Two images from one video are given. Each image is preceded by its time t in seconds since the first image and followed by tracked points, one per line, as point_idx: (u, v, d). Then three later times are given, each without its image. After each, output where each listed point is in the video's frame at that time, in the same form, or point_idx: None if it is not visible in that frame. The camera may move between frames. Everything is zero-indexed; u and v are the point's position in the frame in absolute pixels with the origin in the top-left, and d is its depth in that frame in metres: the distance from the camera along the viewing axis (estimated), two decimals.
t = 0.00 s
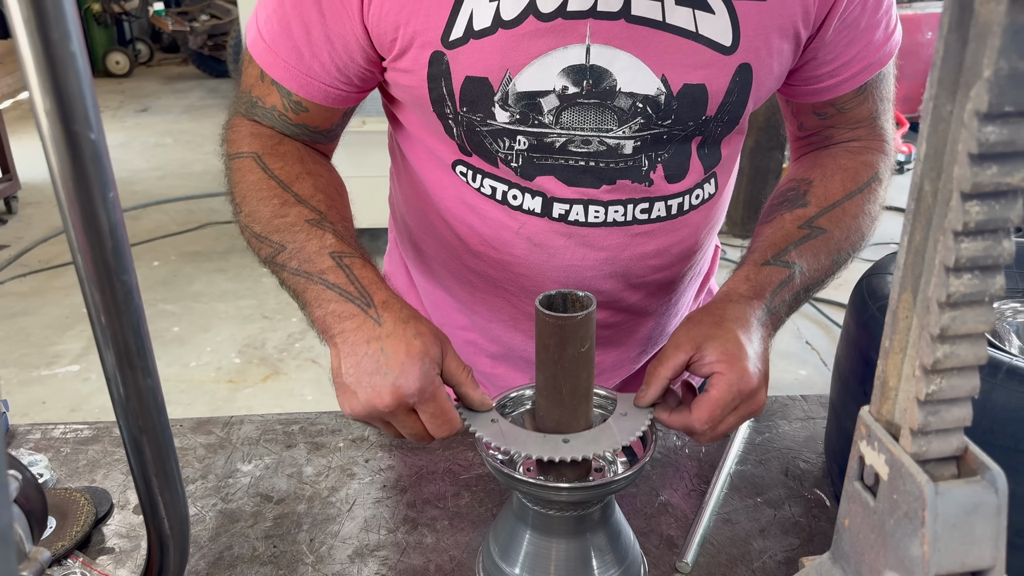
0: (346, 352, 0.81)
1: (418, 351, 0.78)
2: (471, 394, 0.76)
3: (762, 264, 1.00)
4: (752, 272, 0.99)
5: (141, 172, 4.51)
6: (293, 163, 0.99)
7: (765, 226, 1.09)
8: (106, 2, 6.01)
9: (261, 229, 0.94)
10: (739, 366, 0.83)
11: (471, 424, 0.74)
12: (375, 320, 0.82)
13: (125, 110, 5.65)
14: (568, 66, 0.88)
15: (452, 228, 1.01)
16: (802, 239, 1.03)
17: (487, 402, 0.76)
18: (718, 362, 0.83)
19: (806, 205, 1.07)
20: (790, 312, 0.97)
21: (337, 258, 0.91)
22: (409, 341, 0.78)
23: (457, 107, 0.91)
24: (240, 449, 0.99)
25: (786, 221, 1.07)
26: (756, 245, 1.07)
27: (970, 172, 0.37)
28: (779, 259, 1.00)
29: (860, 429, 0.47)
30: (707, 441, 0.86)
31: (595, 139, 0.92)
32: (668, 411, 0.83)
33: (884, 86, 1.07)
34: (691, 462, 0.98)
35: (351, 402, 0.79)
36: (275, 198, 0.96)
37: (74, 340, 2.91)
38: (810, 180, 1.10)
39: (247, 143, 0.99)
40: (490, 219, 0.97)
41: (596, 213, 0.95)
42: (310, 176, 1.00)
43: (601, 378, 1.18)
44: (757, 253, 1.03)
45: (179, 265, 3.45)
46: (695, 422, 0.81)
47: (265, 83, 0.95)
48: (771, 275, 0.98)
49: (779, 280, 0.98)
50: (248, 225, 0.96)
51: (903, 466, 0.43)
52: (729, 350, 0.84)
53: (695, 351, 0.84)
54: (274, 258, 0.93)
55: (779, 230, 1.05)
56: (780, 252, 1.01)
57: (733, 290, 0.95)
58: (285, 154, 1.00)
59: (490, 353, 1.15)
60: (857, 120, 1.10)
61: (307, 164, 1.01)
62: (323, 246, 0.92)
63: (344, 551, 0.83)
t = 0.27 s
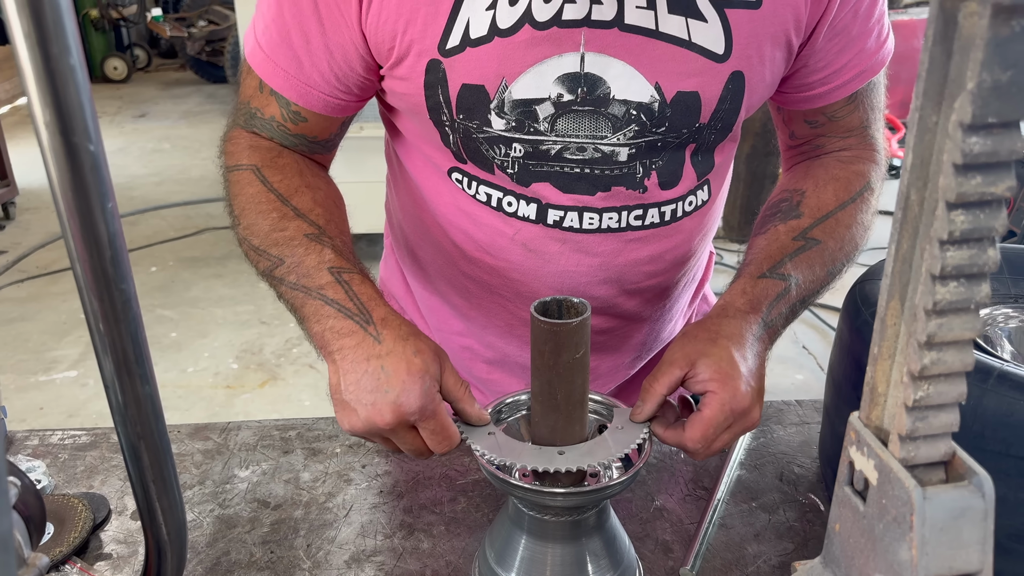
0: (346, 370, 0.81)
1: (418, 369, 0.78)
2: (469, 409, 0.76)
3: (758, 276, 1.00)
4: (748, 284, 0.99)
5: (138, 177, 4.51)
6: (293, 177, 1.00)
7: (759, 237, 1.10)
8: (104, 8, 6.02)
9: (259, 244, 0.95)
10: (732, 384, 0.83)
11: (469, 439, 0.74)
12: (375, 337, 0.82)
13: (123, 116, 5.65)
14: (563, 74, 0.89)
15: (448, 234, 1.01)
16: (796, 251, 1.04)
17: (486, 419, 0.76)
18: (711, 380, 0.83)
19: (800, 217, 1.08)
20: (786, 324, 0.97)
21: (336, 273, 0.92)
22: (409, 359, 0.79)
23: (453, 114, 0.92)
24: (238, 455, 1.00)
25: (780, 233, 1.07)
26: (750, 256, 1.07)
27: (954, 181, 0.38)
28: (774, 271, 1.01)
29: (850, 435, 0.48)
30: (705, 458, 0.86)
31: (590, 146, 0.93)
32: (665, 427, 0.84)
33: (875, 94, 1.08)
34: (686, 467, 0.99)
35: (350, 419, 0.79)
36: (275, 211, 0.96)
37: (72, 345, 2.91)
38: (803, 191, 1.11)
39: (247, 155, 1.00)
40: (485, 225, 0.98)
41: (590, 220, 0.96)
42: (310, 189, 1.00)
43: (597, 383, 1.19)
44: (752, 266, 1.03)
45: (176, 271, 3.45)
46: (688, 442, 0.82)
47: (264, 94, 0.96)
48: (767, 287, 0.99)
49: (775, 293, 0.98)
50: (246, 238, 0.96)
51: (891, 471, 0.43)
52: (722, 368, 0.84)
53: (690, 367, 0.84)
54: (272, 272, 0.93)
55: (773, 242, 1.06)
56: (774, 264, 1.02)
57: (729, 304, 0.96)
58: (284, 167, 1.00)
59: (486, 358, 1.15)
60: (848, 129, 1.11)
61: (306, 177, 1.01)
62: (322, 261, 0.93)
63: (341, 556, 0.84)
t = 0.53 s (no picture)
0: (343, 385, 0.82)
1: (414, 384, 0.79)
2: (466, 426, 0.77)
3: (756, 293, 1.01)
4: (746, 301, 1.00)
5: (136, 182, 4.52)
6: (291, 190, 1.00)
7: (752, 252, 1.10)
8: (102, 12, 6.03)
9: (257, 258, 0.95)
10: (737, 402, 0.84)
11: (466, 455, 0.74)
12: (371, 351, 0.83)
13: (121, 121, 5.66)
14: (557, 78, 0.90)
15: (442, 238, 1.02)
16: (792, 266, 1.04)
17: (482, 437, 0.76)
18: (716, 398, 0.84)
19: (794, 230, 1.08)
20: (786, 341, 0.98)
21: (335, 288, 0.92)
22: (406, 375, 0.79)
23: (448, 118, 0.93)
24: (233, 459, 1.00)
25: (774, 247, 1.08)
26: (745, 270, 1.07)
27: (936, 186, 0.38)
28: (773, 288, 1.01)
29: (836, 437, 0.48)
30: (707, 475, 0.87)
31: (582, 150, 0.94)
32: (668, 446, 0.85)
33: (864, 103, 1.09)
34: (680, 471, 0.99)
35: (346, 434, 0.80)
36: (273, 225, 0.97)
37: (69, 350, 2.91)
38: (796, 205, 1.11)
39: (246, 168, 1.00)
40: (479, 229, 0.98)
41: (583, 224, 0.96)
42: (309, 204, 1.01)
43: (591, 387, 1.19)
44: (748, 281, 1.04)
45: (174, 275, 3.46)
46: (696, 462, 0.82)
47: (264, 103, 0.97)
48: (766, 305, 0.99)
49: (774, 311, 0.99)
50: (244, 252, 0.97)
51: (877, 473, 0.44)
52: (727, 387, 0.84)
53: (694, 386, 0.84)
54: (269, 286, 0.94)
55: (768, 257, 1.06)
56: (772, 280, 1.02)
57: (728, 321, 0.96)
58: (284, 180, 1.00)
59: (480, 362, 1.15)
60: (839, 139, 1.11)
61: (305, 190, 1.02)
62: (320, 276, 0.93)
63: (336, 560, 0.84)
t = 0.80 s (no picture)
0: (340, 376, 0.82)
1: (412, 374, 0.79)
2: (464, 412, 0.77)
3: (752, 284, 1.01)
4: (742, 292, 1.00)
5: (134, 185, 4.52)
6: (287, 185, 1.00)
7: (750, 246, 1.10)
8: (100, 16, 6.04)
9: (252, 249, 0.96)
10: (724, 392, 0.84)
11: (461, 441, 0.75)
12: (366, 343, 0.83)
13: (119, 124, 5.66)
14: (555, 84, 0.90)
15: (441, 240, 1.02)
16: (788, 259, 1.05)
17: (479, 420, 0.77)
18: (702, 388, 0.84)
19: (791, 225, 1.08)
20: (780, 332, 0.99)
21: (329, 280, 0.92)
22: (403, 365, 0.79)
23: (447, 123, 0.93)
24: (231, 462, 1.00)
25: (771, 242, 1.08)
26: (743, 264, 1.08)
27: (930, 191, 0.39)
28: (767, 279, 1.02)
29: (832, 439, 0.48)
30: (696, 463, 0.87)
31: (581, 155, 0.94)
32: (657, 433, 0.85)
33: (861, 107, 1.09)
34: (677, 473, 0.99)
35: (344, 424, 0.80)
36: (269, 218, 0.97)
37: (67, 353, 2.91)
38: (793, 201, 1.11)
39: (242, 163, 1.00)
40: (477, 233, 0.98)
41: (581, 228, 0.96)
42: (305, 197, 1.01)
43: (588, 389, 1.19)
44: (746, 273, 1.04)
45: (172, 278, 3.46)
46: (679, 448, 0.83)
47: (260, 103, 0.97)
48: (761, 296, 1.00)
49: (767, 302, 0.99)
50: (240, 245, 0.97)
51: (872, 473, 0.44)
52: (715, 376, 0.85)
53: (683, 374, 0.85)
54: (263, 277, 0.94)
55: (765, 250, 1.07)
56: (767, 272, 1.03)
57: (723, 311, 0.97)
58: (279, 174, 1.01)
59: (477, 365, 1.15)
60: (838, 138, 1.12)
61: (301, 184, 1.02)
62: (315, 268, 0.93)
63: (334, 562, 0.84)
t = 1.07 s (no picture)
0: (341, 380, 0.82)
1: (412, 382, 0.78)
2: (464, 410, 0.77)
3: (756, 285, 1.01)
4: (746, 293, 1.00)
5: (133, 188, 4.51)
6: (290, 186, 1.00)
7: (752, 248, 1.10)
8: (100, 19, 6.04)
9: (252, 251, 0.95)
10: (723, 396, 0.83)
11: (461, 441, 0.75)
12: (366, 348, 0.82)
13: (118, 126, 5.66)
14: (559, 77, 0.90)
15: (444, 238, 1.02)
16: (791, 259, 1.04)
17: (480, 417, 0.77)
18: (703, 392, 0.83)
19: (794, 225, 1.08)
20: (785, 331, 0.98)
21: (328, 282, 0.92)
22: (405, 370, 0.79)
23: (451, 117, 0.93)
24: (230, 463, 1.00)
25: (774, 242, 1.07)
26: (745, 266, 1.07)
27: (934, 186, 0.38)
28: (771, 280, 1.01)
29: (836, 438, 0.48)
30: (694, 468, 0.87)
31: (586, 149, 0.94)
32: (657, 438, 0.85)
33: (862, 102, 1.09)
34: (678, 474, 0.99)
35: (345, 430, 0.80)
36: (270, 218, 0.96)
37: (65, 355, 2.90)
38: (792, 202, 1.11)
39: (245, 162, 1.00)
40: (481, 229, 0.98)
41: (585, 223, 0.96)
42: (307, 198, 1.00)
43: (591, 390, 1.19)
44: (749, 275, 1.04)
45: (171, 280, 3.45)
46: (677, 453, 0.82)
47: (265, 100, 0.97)
48: (765, 296, 0.99)
49: (772, 302, 0.99)
50: (240, 245, 0.97)
51: (877, 473, 0.44)
52: (714, 380, 0.84)
53: (683, 376, 0.85)
54: (264, 279, 0.94)
55: (768, 251, 1.06)
56: (771, 272, 1.02)
57: (728, 313, 0.96)
58: (281, 174, 1.00)
59: (478, 364, 1.15)
60: (837, 138, 1.11)
61: (303, 185, 1.01)
62: (314, 270, 0.92)
63: (333, 564, 0.84)
